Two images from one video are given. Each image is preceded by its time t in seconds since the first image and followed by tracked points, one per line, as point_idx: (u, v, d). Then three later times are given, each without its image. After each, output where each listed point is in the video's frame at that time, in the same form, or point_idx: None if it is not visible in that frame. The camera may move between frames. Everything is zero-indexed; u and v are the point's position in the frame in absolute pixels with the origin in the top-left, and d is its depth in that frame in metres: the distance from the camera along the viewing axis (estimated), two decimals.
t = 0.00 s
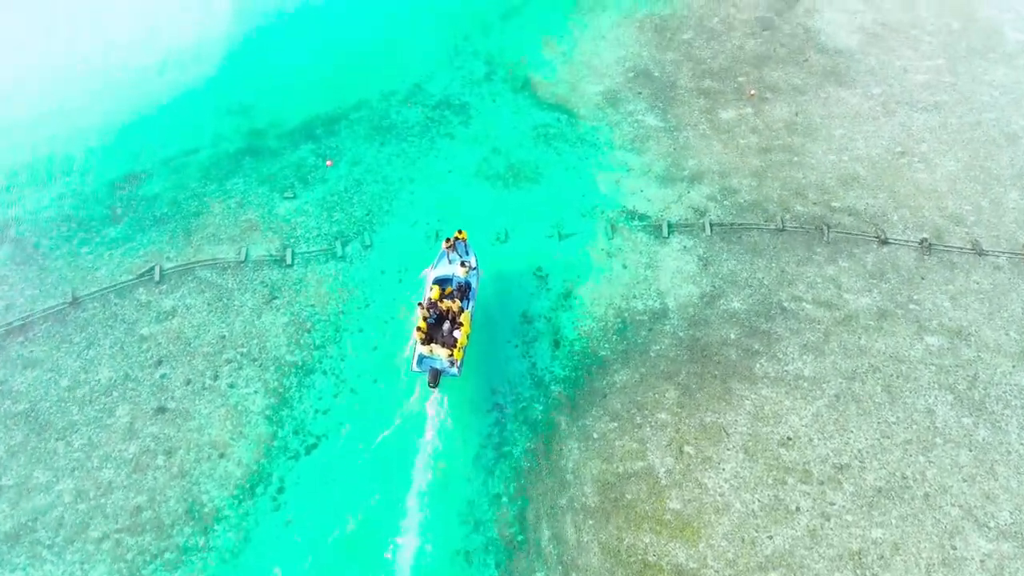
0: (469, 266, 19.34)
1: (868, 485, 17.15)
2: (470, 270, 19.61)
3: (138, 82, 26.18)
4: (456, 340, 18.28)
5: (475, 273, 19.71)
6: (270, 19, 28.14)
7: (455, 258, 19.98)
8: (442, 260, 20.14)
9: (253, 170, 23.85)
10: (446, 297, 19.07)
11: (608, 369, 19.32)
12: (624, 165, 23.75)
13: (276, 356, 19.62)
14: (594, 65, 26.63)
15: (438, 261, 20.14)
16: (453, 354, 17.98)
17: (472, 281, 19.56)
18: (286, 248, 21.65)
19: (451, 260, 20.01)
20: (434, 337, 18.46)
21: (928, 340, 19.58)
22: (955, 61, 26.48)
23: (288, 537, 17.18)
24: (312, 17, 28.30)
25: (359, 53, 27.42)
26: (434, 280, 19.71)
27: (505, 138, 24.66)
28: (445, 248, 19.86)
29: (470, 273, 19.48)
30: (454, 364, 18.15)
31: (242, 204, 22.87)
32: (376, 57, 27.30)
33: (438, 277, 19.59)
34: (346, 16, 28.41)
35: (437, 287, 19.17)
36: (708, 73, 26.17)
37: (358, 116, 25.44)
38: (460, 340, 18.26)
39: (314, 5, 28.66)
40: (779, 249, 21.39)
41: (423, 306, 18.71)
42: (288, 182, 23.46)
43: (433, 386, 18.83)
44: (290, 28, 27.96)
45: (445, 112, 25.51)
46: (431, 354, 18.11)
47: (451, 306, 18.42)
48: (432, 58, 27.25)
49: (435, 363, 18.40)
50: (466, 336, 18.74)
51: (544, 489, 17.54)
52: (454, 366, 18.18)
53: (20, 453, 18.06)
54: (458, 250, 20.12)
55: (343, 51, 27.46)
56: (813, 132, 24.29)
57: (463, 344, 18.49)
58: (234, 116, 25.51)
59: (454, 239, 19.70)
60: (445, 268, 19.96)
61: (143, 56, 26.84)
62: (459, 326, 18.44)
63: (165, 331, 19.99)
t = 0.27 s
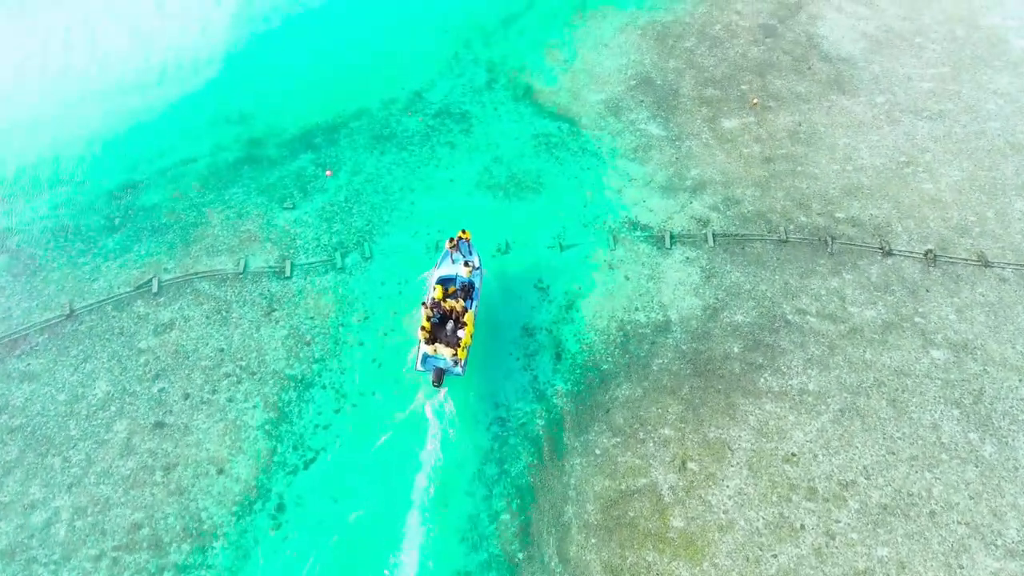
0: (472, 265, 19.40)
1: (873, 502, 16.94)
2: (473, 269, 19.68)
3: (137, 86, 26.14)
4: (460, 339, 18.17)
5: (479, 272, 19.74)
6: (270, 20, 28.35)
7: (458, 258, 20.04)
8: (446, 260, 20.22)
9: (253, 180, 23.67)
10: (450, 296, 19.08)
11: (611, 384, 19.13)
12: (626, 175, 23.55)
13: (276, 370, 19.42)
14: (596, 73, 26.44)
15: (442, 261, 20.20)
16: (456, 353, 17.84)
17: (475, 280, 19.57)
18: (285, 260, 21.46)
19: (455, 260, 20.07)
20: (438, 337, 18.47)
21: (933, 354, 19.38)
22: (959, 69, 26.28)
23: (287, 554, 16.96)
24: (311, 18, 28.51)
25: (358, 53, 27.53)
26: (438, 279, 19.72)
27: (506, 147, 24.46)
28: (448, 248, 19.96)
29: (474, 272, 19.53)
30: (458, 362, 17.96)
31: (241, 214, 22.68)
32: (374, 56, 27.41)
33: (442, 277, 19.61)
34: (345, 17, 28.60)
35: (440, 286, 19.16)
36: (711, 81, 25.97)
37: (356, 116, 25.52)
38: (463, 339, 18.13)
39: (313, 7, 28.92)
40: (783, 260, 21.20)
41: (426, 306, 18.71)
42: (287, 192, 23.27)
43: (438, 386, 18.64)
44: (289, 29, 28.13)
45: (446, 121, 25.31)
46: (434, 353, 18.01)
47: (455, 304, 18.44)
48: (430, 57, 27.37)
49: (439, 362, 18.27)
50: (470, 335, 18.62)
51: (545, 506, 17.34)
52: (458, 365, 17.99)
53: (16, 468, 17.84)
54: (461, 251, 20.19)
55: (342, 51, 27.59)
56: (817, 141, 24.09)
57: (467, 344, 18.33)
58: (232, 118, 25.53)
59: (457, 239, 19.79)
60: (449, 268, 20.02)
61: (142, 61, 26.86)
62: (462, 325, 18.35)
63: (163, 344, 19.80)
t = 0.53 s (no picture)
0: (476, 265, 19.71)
1: (880, 523, 16.69)
2: (477, 269, 19.96)
3: (134, 95, 25.95)
4: (464, 339, 18.49)
5: (482, 272, 20.03)
6: (269, 20, 28.33)
7: (462, 258, 20.26)
8: (450, 260, 20.44)
9: (251, 192, 23.45)
10: (454, 296, 19.38)
11: (614, 400, 18.92)
12: (629, 187, 23.33)
13: (274, 386, 19.22)
14: (597, 83, 26.23)
15: (445, 260, 20.45)
16: (461, 352, 18.14)
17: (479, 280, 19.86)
18: (284, 274, 21.27)
19: (459, 260, 20.30)
20: (442, 336, 18.77)
21: (940, 370, 19.15)
22: (964, 79, 26.06)
23: None
24: (311, 19, 28.52)
25: (358, 54, 27.55)
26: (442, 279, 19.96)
27: (507, 158, 24.25)
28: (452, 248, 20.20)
29: (478, 272, 19.83)
30: (462, 361, 18.27)
31: (240, 227, 22.48)
32: (375, 57, 27.44)
33: (446, 277, 19.87)
34: (345, 17, 28.64)
35: (444, 286, 19.46)
36: (714, 91, 25.76)
37: (356, 120, 25.46)
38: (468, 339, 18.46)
39: (312, 7, 28.93)
40: (787, 274, 20.98)
41: (431, 305, 19.04)
42: (286, 204, 23.06)
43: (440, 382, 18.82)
44: (288, 30, 28.14)
45: (446, 131, 25.10)
46: (439, 352, 18.31)
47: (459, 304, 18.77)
48: (431, 57, 27.38)
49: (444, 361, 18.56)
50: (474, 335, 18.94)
51: (548, 526, 17.12)
52: (462, 364, 18.30)
53: (11, 487, 17.62)
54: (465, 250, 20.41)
55: (343, 52, 27.62)
56: (821, 152, 23.88)
57: (471, 343, 18.68)
58: (231, 124, 25.39)
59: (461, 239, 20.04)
60: (453, 268, 20.21)
61: (139, 69, 26.66)
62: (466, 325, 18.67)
63: (160, 360, 19.59)
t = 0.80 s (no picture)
0: (480, 264, 19.79)
1: (886, 543, 16.46)
2: (481, 268, 20.03)
3: (132, 105, 25.78)
4: (468, 338, 18.46)
5: (486, 271, 20.07)
6: (270, 21, 28.33)
7: (465, 258, 20.34)
8: (453, 259, 20.48)
9: (250, 203, 23.24)
10: (458, 295, 19.43)
11: (616, 417, 18.71)
12: (631, 198, 23.11)
13: (273, 402, 18.99)
14: (599, 91, 26.02)
15: (449, 260, 20.50)
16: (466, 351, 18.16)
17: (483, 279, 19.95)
18: (283, 287, 21.06)
19: (462, 259, 20.35)
20: (447, 335, 18.73)
21: (946, 386, 18.92)
22: (969, 88, 25.83)
23: None
24: (311, 23, 28.43)
25: (361, 56, 27.62)
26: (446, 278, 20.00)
27: (508, 169, 24.03)
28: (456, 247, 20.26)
29: (481, 271, 19.90)
30: (467, 360, 18.32)
31: (239, 239, 22.27)
32: (377, 59, 27.50)
33: (450, 276, 19.92)
34: (345, 17, 28.68)
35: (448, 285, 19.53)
36: (717, 100, 25.54)
37: (360, 123, 25.49)
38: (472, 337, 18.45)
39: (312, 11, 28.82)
40: (792, 287, 20.76)
41: (435, 304, 18.97)
42: (285, 215, 22.85)
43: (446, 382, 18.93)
44: (289, 30, 28.15)
45: (447, 141, 24.88)
46: (444, 350, 18.36)
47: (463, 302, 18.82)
48: (433, 58, 27.45)
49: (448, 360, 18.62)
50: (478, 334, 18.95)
51: (550, 546, 16.90)
52: (467, 362, 18.35)
53: (6, 505, 17.40)
54: (469, 250, 20.47)
55: (345, 54, 27.67)
56: (825, 162, 23.66)
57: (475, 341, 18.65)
58: (232, 131, 25.29)
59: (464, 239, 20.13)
60: (456, 267, 20.27)
61: (137, 78, 26.48)
62: (471, 323, 18.65)
63: (158, 376, 19.38)
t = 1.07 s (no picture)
0: (483, 263, 19.73)
1: (892, 560, 16.24)
2: (484, 267, 19.99)
3: (131, 114, 25.66)
4: (472, 336, 18.36)
5: (489, 269, 20.05)
6: (270, 23, 28.30)
7: (469, 256, 20.17)
8: (457, 258, 20.41)
9: (249, 213, 23.05)
10: (461, 294, 19.29)
11: (619, 431, 18.52)
12: (633, 208, 22.91)
13: (272, 416, 18.80)
14: (601, 99, 25.84)
15: (452, 258, 20.48)
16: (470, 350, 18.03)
17: (486, 278, 19.94)
18: (282, 298, 20.87)
19: (465, 258, 20.28)
20: (450, 333, 18.60)
21: (952, 399, 18.71)
22: (973, 95, 25.64)
23: None
24: (310, 29, 28.29)
25: (363, 57, 27.63)
26: (449, 277, 20.13)
27: (509, 178, 23.84)
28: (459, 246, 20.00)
29: (485, 270, 19.88)
30: (471, 358, 18.21)
31: (238, 249, 22.09)
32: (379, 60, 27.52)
33: (453, 275, 20.04)
34: (345, 20, 28.59)
35: (451, 284, 19.56)
36: (719, 108, 25.36)
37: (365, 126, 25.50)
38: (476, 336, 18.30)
39: (311, 17, 28.63)
40: (796, 299, 20.56)
41: (438, 302, 18.74)
42: (285, 225, 22.67)
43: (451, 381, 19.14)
44: (289, 31, 28.13)
45: (448, 149, 24.69)
46: (448, 350, 18.24)
47: (467, 301, 18.56)
48: (435, 59, 27.48)
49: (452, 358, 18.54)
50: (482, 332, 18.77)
51: (551, 563, 16.71)
52: (471, 361, 18.25)
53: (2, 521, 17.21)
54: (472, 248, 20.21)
55: (347, 55, 27.69)
56: (829, 171, 23.47)
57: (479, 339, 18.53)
58: (233, 138, 25.19)
59: (467, 237, 19.78)
60: (460, 266, 20.29)
61: (136, 87, 26.35)
62: (474, 322, 18.46)
63: (156, 389, 19.19)
